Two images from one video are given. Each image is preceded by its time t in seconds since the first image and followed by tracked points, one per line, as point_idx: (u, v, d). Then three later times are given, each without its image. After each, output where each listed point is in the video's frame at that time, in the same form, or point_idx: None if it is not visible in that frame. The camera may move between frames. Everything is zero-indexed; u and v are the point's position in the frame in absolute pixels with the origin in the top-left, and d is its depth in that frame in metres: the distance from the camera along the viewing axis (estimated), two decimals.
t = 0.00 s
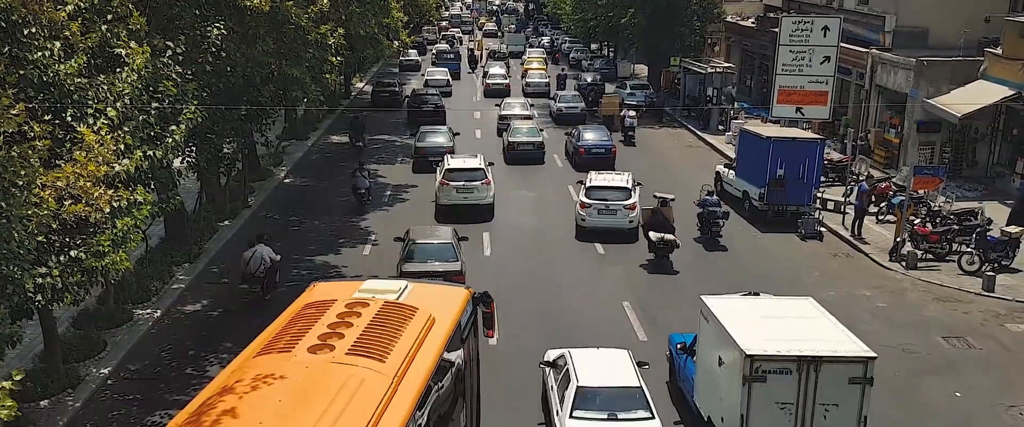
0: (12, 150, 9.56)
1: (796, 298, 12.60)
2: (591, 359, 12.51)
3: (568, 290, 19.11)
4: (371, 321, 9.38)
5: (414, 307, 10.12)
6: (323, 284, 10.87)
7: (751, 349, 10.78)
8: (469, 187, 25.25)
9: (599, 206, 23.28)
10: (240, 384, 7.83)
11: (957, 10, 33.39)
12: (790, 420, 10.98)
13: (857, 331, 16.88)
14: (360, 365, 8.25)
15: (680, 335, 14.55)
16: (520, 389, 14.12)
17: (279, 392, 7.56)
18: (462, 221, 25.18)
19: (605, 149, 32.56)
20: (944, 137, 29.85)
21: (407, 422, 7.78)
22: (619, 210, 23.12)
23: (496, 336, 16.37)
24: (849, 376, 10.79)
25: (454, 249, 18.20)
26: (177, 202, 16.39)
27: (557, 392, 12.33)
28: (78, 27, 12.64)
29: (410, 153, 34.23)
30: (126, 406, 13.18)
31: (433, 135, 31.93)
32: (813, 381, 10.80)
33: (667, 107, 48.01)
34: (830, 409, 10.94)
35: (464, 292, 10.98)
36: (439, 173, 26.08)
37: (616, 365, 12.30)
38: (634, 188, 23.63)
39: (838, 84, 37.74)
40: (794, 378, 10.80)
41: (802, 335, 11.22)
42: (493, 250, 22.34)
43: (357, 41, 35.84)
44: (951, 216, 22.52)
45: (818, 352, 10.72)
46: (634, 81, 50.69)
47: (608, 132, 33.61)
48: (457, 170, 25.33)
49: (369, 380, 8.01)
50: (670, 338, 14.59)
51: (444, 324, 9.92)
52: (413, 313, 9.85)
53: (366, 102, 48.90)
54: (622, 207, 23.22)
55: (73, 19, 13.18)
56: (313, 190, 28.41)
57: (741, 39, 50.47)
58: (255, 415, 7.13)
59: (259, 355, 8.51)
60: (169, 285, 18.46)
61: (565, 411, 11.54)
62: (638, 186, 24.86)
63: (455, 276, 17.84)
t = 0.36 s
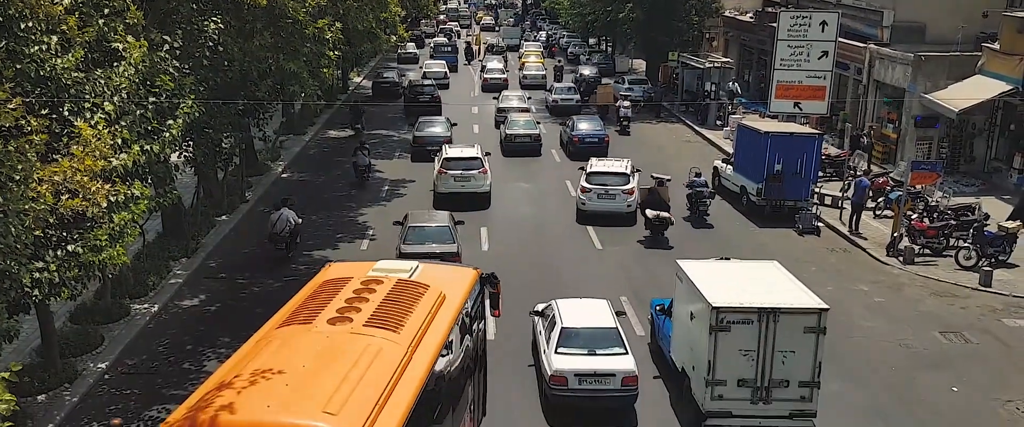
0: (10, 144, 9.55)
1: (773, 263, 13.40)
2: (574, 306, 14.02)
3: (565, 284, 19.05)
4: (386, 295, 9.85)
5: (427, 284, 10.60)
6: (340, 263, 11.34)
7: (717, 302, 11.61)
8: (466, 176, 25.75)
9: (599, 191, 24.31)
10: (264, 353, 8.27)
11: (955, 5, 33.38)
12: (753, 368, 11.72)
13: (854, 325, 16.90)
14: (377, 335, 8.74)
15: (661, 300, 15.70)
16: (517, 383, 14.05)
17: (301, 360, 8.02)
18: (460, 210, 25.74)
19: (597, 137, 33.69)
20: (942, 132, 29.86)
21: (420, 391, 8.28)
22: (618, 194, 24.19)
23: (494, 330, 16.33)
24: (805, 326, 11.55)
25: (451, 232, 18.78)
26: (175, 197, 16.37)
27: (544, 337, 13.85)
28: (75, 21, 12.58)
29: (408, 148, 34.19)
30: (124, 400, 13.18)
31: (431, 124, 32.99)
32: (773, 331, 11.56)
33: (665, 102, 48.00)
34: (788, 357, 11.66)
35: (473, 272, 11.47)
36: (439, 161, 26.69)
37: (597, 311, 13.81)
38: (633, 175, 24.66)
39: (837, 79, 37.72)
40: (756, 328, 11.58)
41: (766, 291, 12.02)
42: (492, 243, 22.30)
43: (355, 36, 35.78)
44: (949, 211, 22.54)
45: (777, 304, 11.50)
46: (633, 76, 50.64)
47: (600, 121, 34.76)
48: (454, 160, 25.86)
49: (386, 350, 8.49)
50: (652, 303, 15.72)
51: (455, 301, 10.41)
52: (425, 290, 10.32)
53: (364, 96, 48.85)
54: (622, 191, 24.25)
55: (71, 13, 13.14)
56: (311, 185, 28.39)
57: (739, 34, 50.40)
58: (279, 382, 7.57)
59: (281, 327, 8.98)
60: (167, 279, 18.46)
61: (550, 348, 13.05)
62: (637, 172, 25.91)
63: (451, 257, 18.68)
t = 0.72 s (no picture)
0: (9, 144, 9.54)
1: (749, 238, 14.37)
2: (563, 273, 15.53)
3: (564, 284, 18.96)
4: (399, 277, 10.11)
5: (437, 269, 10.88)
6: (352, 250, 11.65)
7: (693, 270, 12.55)
8: (465, 170, 26.48)
9: (600, 181, 25.29)
10: (284, 331, 8.49)
11: (954, 5, 33.41)
12: (725, 331, 12.63)
13: (853, 325, 16.91)
14: (391, 312, 8.99)
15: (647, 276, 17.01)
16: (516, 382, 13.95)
17: (320, 335, 8.24)
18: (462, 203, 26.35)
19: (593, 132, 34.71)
20: (941, 131, 29.87)
21: (435, 365, 8.52)
22: (619, 185, 25.21)
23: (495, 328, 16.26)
24: (772, 292, 12.49)
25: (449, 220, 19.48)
26: (173, 196, 16.36)
27: (536, 298, 15.37)
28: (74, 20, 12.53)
29: (407, 148, 34.18)
30: (123, 400, 13.17)
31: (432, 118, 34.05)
32: (743, 297, 12.50)
33: (664, 101, 48.03)
34: (757, 321, 12.60)
35: (481, 257, 11.76)
36: (438, 155, 27.35)
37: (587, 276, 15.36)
38: (632, 166, 25.68)
39: (835, 79, 37.76)
40: (728, 294, 12.52)
41: (738, 262, 12.97)
42: (491, 242, 22.25)
43: (354, 35, 35.76)
44: (948, 210, 22.54)
45: (747, 273, 12.43)
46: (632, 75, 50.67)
47: (597, 117, 35.45)
48: (453, 154, 26.56)
49: (401, 326, 8.74)
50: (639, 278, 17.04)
51: (465, 285, 10.69)
52: (436, 273, 10.59)
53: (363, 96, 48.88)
54: (622, 182, 25.28)
55: (69, 12, 13.11)
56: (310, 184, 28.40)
57: (738, 33, 50.42)
58: (300, 355, 7.79)
59: (299, 308, 9.15)
60: (166, 278, 18.45)
61: (542, 306, 14.62)
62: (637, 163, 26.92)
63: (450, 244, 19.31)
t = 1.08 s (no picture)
0: (8, 139, 9.51)
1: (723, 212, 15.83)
2: (554, 240, 17.36)
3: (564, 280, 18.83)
4: (413, 256, 10.80)
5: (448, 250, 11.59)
6: (366, 233, 12.41)
7: (672, 238, 13.99)
8: (464, 160, 27.12)
9: (602, 169, 26.47)
10: (308, 302, 9.15)
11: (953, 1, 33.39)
12: (701, 293, 14.06)
13: (853, 320, 16.94)
14: (407, 287, 9.67)
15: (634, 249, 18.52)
16: (516, 382, 13.82)
17: (342, 306, 8.90)
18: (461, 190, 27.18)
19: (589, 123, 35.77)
20: (941, 127, 29.87)
21: (447, 336, 9.21)
22: (620, 171, 26.38)
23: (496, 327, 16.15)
24: (744, 257, 13.97)
25: (448, 206, 20.60)
26: (173, 192, 16.36)
27: (528, 262, 17.25)
28: (73, 15, 12.47)
29: (407, 144, 34.14)
30: (122, 396, 13.18)
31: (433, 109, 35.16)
32: (717, 263, 13.96)
33: (664, 97, 47.98)
34: (731, 284, 14.06)
35: (490, 241, 12.51)
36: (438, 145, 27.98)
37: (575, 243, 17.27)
38: (633, 154, 27.01)
39: (835, 75, 37.76)
40: (704, 260, 13.98)
41: (714, 231, 14.44)
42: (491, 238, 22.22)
43: (353, 30, 35.73)
44: (947, 206, 22.53)
45: (720, 240, 13.89)
46: (632, 71, 50.66)
47: (593, 108, 36.57)
48: (452, 144, 27.17)
49: (416, 300, 9.42)
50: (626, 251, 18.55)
51: (474, 266, 11.41)
52: (447, 254, 11.29)
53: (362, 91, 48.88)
54: (622, 169, 26.42)
55: (68, 8, 13.08)
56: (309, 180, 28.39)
57: (738, 29, 50.38)
58: (325, 322, 8.44)
59: (319, 285, 9.81)
60: (165, 274, 18.47)
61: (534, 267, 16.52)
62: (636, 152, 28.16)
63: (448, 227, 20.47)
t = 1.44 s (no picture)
0: (10, 139, 9.54)
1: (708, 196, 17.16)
2: (549, 216, 19.20)
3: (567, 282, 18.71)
4: (427, 243, 11.49)
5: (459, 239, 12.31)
6: (382, 223, 13.25)
7: (657, 216, 15.43)
8: (465, 155, 27.67)
9: (605, 161, 27.35)
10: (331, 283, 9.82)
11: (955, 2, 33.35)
12: (684, 266, 15.46)
13: (854, 321, 16.94)
14: (423, 270, 10.36)
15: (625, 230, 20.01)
16: (519, 386, 13.72)
17: (364, 287, 9.58)
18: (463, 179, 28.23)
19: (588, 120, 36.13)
20: (942, 128, 29.88)
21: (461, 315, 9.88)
22: (623, 164, 27.28)
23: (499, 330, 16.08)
24: (723, 234, 15.34)
25: (449, 198, 21.25)
26: (175, 193, 16.38)
27: (525, 235, 19.08)
28: (75, 16, 12.50)
29: (409, 144, 34.15)
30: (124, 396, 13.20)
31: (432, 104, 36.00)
32: (699, 239, 15.34)
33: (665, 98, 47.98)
34: (711, 258, 15.43)
35: (499, 230, 13.21)
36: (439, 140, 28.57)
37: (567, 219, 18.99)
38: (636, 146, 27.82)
39: (837, 75, 37.76)
40: (687, 235, 15.35)
41: (697, 210, 15.82)
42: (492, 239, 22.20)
43: (355, 31, 35.77)
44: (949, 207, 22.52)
45: (701, 218, 15.27)
46: (633, 72, 50.66)
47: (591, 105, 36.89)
48: (453, 139, 27.76)
49: (432, 281, 10.11)
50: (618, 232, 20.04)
51: (484, 254, 12.11)
52: (459, 241, 12.12)
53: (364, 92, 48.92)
54: (625, 161, 27.33)
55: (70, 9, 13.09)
56: (310, 180, 28.40)
57: (740, 30, 50.37)
58: (349, 300, 9.11)
59: (341, 268, 10.59)
60: (167, 274, 18.50)
61: (528, 240, 18.41)
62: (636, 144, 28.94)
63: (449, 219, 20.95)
